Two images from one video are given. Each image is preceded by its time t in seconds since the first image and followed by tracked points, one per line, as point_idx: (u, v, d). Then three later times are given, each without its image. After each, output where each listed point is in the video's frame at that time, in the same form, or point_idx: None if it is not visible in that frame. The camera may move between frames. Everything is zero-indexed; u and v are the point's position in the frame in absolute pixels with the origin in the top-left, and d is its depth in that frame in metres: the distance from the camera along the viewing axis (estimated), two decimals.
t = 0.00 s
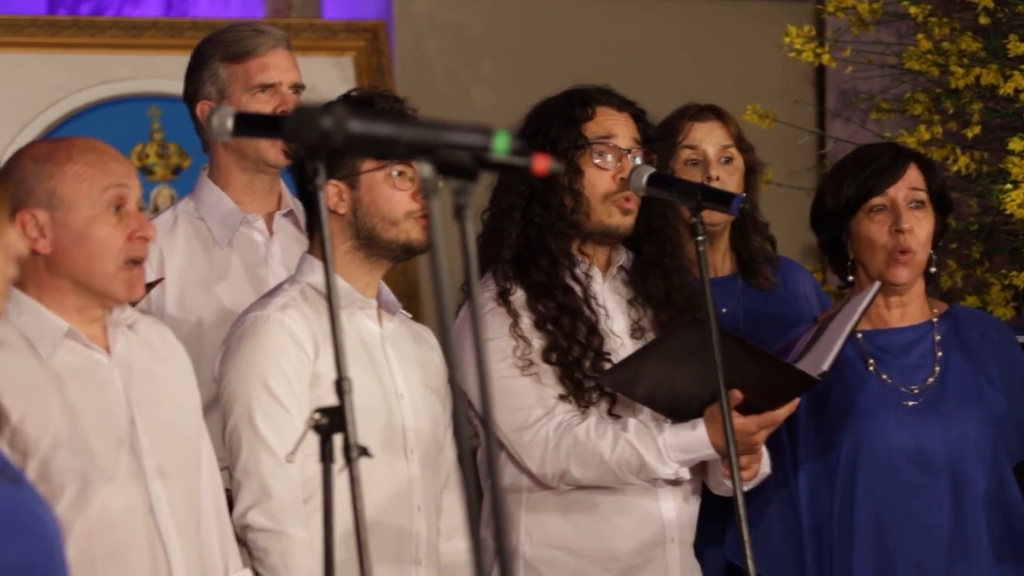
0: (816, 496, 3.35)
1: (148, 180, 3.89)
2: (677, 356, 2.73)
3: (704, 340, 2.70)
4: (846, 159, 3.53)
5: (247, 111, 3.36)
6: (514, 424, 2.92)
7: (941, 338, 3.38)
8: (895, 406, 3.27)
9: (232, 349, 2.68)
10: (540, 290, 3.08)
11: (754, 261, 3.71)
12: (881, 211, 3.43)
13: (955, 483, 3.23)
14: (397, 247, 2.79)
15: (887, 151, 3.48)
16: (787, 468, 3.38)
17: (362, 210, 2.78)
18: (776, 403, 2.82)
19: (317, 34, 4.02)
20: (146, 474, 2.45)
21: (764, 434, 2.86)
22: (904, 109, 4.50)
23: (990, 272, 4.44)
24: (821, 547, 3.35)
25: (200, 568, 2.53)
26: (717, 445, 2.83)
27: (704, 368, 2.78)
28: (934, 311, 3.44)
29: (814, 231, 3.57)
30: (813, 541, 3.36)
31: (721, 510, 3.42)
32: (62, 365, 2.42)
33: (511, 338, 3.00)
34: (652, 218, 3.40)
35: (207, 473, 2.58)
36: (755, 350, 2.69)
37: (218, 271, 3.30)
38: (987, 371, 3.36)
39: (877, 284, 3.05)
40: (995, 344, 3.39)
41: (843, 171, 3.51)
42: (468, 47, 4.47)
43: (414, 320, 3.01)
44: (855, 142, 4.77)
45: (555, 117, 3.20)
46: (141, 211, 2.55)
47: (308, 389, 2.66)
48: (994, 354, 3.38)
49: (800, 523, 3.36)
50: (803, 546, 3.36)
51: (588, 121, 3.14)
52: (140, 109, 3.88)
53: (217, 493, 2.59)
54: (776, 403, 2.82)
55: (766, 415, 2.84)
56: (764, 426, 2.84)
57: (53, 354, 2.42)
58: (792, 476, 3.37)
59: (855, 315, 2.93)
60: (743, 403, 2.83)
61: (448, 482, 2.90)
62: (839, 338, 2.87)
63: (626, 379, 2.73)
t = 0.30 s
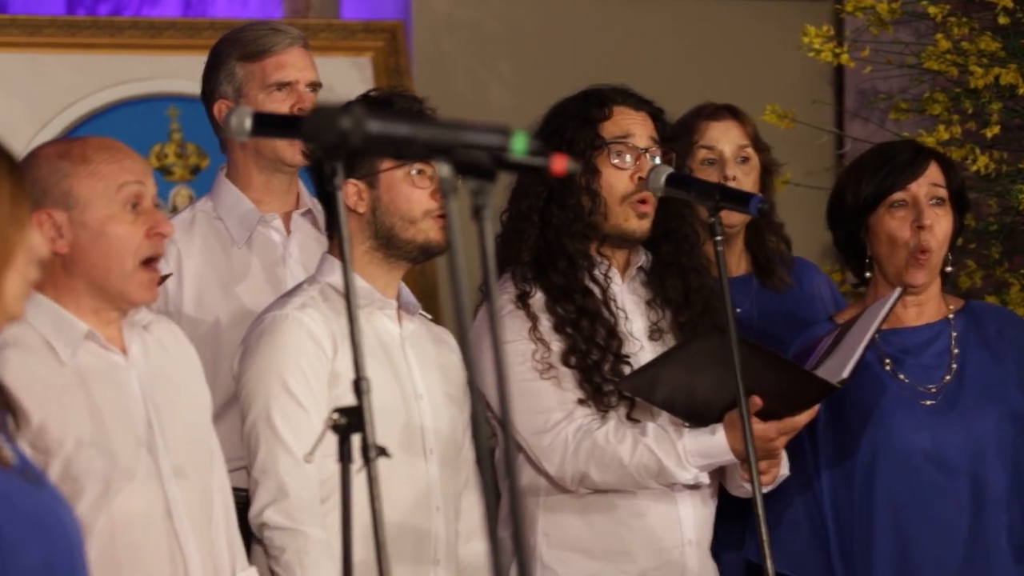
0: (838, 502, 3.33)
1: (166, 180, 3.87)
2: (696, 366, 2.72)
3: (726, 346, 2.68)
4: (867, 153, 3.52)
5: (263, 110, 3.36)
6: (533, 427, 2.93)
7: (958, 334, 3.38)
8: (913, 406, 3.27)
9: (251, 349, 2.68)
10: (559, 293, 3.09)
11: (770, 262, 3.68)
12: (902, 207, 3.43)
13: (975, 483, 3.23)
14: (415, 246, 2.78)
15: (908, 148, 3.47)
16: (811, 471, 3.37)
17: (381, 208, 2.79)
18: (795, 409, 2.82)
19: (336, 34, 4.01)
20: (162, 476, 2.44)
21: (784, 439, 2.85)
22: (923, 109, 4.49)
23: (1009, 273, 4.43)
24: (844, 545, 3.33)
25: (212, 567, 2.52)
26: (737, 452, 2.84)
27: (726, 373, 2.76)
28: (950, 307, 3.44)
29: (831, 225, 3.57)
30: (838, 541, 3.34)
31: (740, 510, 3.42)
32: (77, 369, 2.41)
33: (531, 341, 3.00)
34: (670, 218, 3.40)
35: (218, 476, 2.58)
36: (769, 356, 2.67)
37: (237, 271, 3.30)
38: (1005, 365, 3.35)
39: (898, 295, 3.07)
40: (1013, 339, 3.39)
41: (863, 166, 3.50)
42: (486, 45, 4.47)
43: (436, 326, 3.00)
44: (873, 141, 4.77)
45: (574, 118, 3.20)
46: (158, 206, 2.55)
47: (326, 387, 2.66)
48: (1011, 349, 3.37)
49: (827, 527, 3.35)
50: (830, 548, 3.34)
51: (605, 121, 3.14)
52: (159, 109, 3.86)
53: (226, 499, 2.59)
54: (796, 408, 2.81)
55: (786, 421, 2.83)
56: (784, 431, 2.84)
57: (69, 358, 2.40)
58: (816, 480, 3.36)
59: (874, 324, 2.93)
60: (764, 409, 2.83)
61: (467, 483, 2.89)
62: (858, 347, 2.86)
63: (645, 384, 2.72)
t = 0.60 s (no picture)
0: (857, 504, 3.33)
1: (187, 180, 3.86)
2: (715, 362, 2.73)
3: (743, 341, 2.68)
4: (886, 155, 3.52)
5: (283, 110, 3.37)
6: (554, 427, 2.93)
7: (979, 336, 3.37)
8: (935, 409, 3.27)
9: (269, 349, 2.69)
10: (578, 294, 3.09)
11: (785, 263, 3.69)
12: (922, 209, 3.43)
13: (998, 485, 3.23)
14: (435, 246, 2.78)
15: (927, 149, 3.47)
16: (828, 471, 3.37)
17: (400, 208, 2.79)
18: (814, 405, 2.82)
19: (356, 34, 4.00)
20: (180, 477, 2.44)
21: (803, 434, 2.87)
22: (943, 109, 4.48)
23: None
24: (861, 545, 3.34)
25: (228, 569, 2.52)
26: (757, 448, 2.84)
27: (746, 370, 2.77)
28: (971, 306, 3.43)
29: (850, 227, 3.56)
30: (855, 541, 3.34)
31: (760, 512, 3.41)
32: (96, 370, 2.41)
33: (549, 341, 3.01)
34: (688, 220, 3.39)
35: (234, 474, 2.58)
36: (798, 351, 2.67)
37: (256, 270, 3.30)
38: None
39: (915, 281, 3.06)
40: None
41: (883, 167, 3.50)
42: (508, 47, 4.43)
43: (455, 326, 3.00)
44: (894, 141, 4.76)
45: (594, 120, 3.19)
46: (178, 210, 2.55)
47: (345, 389, 2.66)
48: None
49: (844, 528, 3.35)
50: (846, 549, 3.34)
51: (624, 127, 3.13)
52: (179, 109, 3.87)
53: (241, 500, 2.59)
54: (815, 405, 2.81)
55: (806, 416, 2.84)
56: (804, 426, 2.85)
57: (87, 358, 2.41)
58: (833, 480, 3.37)
59: (887, 323, 2.91)
60: (783, 404, 2.83)
61: (485, 484, 2.89)
62: (875, 342, 2.86)
63: (664, 381, 2.72)
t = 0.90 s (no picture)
0: (873, 502, 3.34)
1: (203, 180, 3.86)
2: (732, 355, 2.75)
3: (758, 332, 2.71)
4: (905, 157, 3.53)
5: (298, 111, 3.37)
6: (569, 424, 2.93)
7: (1002, 340, 3.38)
8: (956, 415, 3.29)
9: (283, 351, 2.69)
10: (593, 296, 3.10)
11: (797, 264, 3.66)
12: (940, 210, 3.43)
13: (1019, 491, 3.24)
14: (449, 247, 2.78)
15: (946, 149, 3.47)
16: (842, 466, 3.37)
17: (414, 210, 2.79)
18: (830, 395, 2.81)
19: (372, 35, 3.99)
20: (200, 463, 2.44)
21: (819, 426, 2.86)
22: (960, 109, 4.47)
23: None
24: (875, 545, 3.35)
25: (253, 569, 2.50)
26: (773, 441, 2.85)
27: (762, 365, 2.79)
28: (994, 308, 3.44)
29: (872, 228, 3.57)
30: (870, 542, 3.36)
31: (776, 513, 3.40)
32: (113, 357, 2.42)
33: (565, 340, 3.00)
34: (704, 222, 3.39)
35: (257, 467, 2.56)
36: (818, 347, 2.70)
37: (271, 269, 3.30)
38: None
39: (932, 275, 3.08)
40: None
41: (901, 168, 3.51)
42: (524, 48, 4.42)
43: (471, 325, 3.01)
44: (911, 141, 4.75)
45: (615, 125, 3.19)
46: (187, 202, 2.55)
47: (359, 389, 2.66)
48: None
49: (858, 527, 3.36)
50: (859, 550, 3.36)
51: (652, 147, 3.10)
52: (196, 109, 3.86)
53: (264, 494, 2.56)
54: (830, 395, 2.81)
55: (821, 407, 2.83)
56: (819, 417, 2.84)
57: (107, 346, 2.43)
58: (848, 480, 3.37)
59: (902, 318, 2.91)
60: (799, 395, 2.82)
61: (500, 483, 2.89)
62: (891, 331, 2.87)
63: (681, 378, 2.74)
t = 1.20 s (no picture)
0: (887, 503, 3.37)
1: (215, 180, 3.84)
2: (741, 340, 2.76)
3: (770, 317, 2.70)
4: (924, 162, 3.51)
5: (308, 111, 3.37)
6: (584, 419, 2.95)
7: (1021, 347, 3.38)
8: (973, 423, 3.29)
9: (293, 347, 2.69)
10: (608, 296, 3.09)
11: (808, 261, 3.67)
12: (960, 216, 3.41)
13: None
14: (451, 254, 2.79)
15: (965, 154, 3.45)
16: (857, 451, 3.40)
17: (420, 211, 2.79)
18: (847, 380, 2.83)
19: (384, 34, 3.99)
20: (230, 463, 2.35)
21: (835, 412, 2.87)
22: (972, 108, 4.47)
23: None
24: (889, 545, 3.37)
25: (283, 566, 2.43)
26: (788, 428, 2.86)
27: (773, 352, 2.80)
28: (1013, 314, 3.43)
29: (891, 231, 3.57)
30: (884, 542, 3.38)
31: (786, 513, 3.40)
32: (147, 350, 2.34)
33: (577, 337, 3.01)
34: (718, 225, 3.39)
35: (302, 468, 2.48)
36: (829, 329, 2.70)
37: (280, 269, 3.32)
38: None
39: (945, 263, 3.12)
40: None
41: (920, 174, 3.49)
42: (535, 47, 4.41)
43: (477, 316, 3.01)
44: (924, 141, 4.75)
45: (627, 127, 3.18)
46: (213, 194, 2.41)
47: (369, 383, 2.66)
48: None
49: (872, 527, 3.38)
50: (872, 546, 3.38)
51: (667, 147, 3.09)
52: (207, 109, 3.85)
53: (312, 479, 2.49)
54: (844, 381, 2.83)
55: (836, 394, 2.85)
56: (835, 405, 2.86)
57: (139, 335, 2.34)
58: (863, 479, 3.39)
59: (915, 304, 2.95)
60: (813, 381, 2.84)
61: (509, 481, 2.88)
62: (904, 320, 2.90)
63: (697, 362, 2.76)
